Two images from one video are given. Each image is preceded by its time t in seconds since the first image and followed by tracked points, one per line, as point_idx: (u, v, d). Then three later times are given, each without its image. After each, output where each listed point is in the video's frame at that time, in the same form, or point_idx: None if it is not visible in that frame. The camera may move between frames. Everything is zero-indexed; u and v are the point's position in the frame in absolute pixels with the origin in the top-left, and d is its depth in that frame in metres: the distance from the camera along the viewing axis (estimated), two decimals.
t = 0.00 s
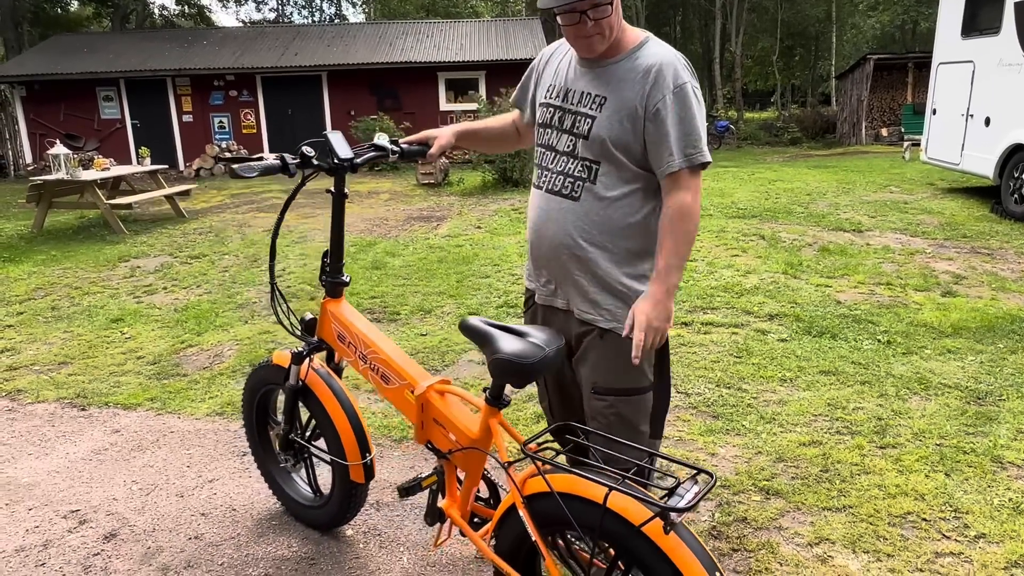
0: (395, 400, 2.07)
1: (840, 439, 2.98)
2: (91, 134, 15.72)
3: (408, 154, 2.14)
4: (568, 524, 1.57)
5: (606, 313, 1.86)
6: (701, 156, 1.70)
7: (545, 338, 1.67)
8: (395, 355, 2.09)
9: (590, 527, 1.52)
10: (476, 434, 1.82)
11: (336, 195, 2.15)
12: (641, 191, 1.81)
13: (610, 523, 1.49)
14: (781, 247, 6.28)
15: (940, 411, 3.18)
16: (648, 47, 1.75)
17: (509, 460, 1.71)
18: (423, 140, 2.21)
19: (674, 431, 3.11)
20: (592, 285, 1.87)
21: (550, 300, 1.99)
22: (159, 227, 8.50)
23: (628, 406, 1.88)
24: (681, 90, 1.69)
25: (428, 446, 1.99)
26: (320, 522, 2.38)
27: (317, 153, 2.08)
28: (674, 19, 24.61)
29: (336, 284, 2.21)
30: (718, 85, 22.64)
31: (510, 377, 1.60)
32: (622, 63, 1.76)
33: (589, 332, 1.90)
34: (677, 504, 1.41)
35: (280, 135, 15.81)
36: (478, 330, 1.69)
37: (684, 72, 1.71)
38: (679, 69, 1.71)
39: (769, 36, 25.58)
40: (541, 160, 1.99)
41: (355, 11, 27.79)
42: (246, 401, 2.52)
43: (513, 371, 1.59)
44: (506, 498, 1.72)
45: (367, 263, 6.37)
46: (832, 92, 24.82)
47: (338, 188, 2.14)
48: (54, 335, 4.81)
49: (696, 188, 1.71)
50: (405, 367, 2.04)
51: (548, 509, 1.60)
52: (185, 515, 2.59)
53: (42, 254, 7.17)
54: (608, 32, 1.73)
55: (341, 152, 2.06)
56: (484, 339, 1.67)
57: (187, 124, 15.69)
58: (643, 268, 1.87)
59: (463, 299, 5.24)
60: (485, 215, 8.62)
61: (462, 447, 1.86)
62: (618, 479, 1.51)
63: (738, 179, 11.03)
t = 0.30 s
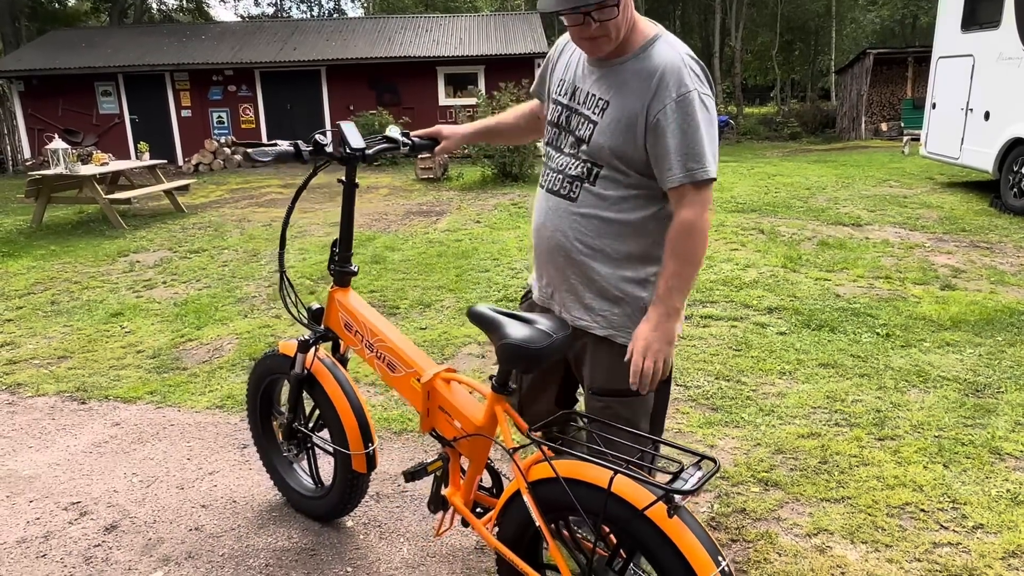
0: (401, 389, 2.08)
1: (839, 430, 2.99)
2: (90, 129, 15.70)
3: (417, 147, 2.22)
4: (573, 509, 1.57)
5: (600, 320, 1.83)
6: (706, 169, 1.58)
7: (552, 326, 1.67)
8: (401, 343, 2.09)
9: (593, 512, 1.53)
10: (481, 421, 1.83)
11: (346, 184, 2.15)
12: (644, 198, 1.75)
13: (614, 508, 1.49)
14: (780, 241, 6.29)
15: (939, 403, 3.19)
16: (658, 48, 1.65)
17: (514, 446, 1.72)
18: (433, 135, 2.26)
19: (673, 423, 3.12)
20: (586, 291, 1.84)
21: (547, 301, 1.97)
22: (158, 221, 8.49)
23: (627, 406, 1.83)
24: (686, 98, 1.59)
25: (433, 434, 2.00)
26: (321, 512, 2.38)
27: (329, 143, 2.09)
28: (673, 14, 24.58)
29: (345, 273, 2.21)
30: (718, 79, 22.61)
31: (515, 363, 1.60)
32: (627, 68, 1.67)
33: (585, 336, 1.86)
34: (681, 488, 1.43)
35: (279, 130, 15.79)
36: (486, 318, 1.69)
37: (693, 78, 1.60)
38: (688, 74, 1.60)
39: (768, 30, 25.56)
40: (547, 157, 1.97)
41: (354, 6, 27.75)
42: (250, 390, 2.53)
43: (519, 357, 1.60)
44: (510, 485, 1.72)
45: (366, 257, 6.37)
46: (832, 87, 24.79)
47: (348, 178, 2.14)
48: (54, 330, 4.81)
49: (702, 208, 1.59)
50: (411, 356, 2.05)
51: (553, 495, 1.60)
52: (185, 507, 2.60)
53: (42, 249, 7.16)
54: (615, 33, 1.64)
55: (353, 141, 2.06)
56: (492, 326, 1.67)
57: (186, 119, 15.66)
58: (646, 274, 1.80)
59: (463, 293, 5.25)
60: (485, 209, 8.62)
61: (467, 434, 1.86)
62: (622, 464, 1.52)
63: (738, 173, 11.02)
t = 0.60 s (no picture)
0: (402, 381, 2.09)
1: (834, 424, 3.02)
2: (87, 124, 15.66)
3: (420, 142, 2.22)
4: (572, 499, 1.59)
5: (600, 320, 1.84)
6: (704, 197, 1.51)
7: (553, 316, 1.67)
8: (402, 336, 2.10)
9: (592, 502, 1.55)
10: (481, 413, 1.84)
11: (350, 178, 2.15)
12: (641, 210, 1.73)
13: (613, 498, 1.51)
14: (777, 236, 6.30)
15: (934, 396, 3.21)
16: (648, 69, 1.57)
17: (514, 437, 1.73)
18: (435, 131, 2.27)
19: (670, 417, 3.14)
20: (586, 292, 1.85)
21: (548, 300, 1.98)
22: (156, 217, 8.49)
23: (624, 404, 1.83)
24: (678, 125, 1.52)
25: (433, 426, 2.02)
26: (320, 504, 2.40)
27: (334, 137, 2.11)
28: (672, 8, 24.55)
29: (347, 267, 2.23)
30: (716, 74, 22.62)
31: (520, 353, 1.61)
32: (618, 87, 1.61)
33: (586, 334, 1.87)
34: (679, 477, 1.44)
35: (276, 125, 15.76)
36: (487, 310, 1.72)
37: (685, 102, 1.53)
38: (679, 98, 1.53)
39: (767, 25, 25.54)
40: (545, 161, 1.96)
41: None
42: (251, 384, 2.54)
43: (519, 349, 1.61)
44: (510, 475, 1.74)
45: (364, 252, 6.37)
46: (830, 82, 24.79)
47: (352, 173, 2.15)
48: (52, 325, 4.82)
49: (695, 232, 1.52)
50: (412, 348, 2.06)
51: (552, 485, 1.62)
52: (185, 500, 2.61)
53: (39, 244, 7.16)
54: (603, 56, 1.55)
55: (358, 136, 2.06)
56: (495, 319, 1.68)
57: (183, 114, 15.63)
58: (645, 276, 1.80)
59: (461, 288, 5.26)
60: (483, 204, 8.62)
61: (467, 426, 1.88)
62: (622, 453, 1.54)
63: (735, 169, 11.04)
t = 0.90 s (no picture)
0: (397, 375, 2.10)
1: (830, 417, 3.03)
2: (82, 119, 15.59)
3: (413, 136, 2.24)
4: (567, 492, 1.60)
5: (609, 318, 1.84)
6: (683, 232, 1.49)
7: (547, 310, 1.69)
8: (397, 329, 2.10)
9: (587, 494, 1.55)
10: (476, 406, 1.85)
11: (344, 172, 2.16)
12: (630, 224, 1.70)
13: (608, 491, 1.51)
14: (774, 231, 6.32)
15: (929, 390, 3.23)
16: (616, 106, 1.50)
17: (509, 430, 1.74)
18: (429, 125, 2.29)
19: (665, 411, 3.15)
20: (601, 292, 1.84)
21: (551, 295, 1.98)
22: (151, 212, 8.46)
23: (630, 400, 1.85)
24: (650, 166, 1.46)
25: (429, 420, 2.02)
26: (316, 498, 2.40)
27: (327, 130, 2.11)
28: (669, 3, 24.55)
29: (342, 261, 2.23)
30: (713, 68, 22.61)
31: (513, 348, 1.62)
32: (589, 124, 1.55)
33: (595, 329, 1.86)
34: (674, 469, 1.45)
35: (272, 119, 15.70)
36: (481, 304, 1.71)
37: (657, 140, 1.46)
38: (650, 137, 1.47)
39: (764, 19, 25.53)
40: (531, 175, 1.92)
41: None
42: (246, 377, 2.54)
43: (514, 343, 1.61)
44: (505, 469, 1.74)
45: (360, 247, 6.36)
46: (826, 77, 24.81)
47: (346, 166, 2.15)
48: (48, 320, 4.81)
49: (675, 265, 1.51)
50: (407, 342, 2.07)
51: (547, 477, 1.62)
52: (182, 495, 2.61)
53: (34, 239, 7.13)
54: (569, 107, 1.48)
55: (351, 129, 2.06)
56: (487, 312, 1.69)
57: (178, 108, 15.57)
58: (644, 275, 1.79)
59: (457, 282, 5.26)
60: (479, 199, 8.62)
61: (462, 419, 1.88)
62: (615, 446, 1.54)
63: (731, 163, 11.04)
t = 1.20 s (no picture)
0: (388, 370, 2.10)
1: (823, 410, 3.04)
2: (75, 112, 15.51)
3: (400, 130, 2.23)
4: (557, 486, 1.61)
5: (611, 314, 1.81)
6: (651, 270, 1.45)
7: (537, 307, 1.69)
8: (388, 325, 2.11)
9: (576, 489, 1.56)
10: (467, 401, 1.85)
11: (331, 166, 2.15)
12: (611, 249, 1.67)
13: (597, 486, 1.52)
14: (769, 225, 6.33)
15: (922, 383, 3.25)
16: (593, 135, 1.46)
17: (500, 426, 1.74)
18: (416, 118, 2.28)
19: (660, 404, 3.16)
20: (604, 288, 1.80)
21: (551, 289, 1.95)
22: (146, 206, 8.43)
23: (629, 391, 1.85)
24: (621, 201, 1.42)
25: (421, 414, 2.03)
26: (311, 491, 2.41)
27: (313, 125, 2.11)
28: None
29: (331, 256, 2.23)
30: (709, 62, 22.59)
31: (502, 344, 1.62)
32: (563, 155, 1.52)
33: (594, 324, 1.84)
34: (662, 465, 1.46)
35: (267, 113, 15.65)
36: (471, 300, 1.72)
37: (628, 173, 1.42)
38: (621, 170, 1.42)
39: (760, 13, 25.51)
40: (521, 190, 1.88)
41: None
42: (237, 373, 2.54)
43: (504, 340, 1.62)
44: (496, 463, 1.75)
45: (356, 242, 6.36)
46: (822, 71, 24.83)
47: (332, 160, 2.14)
48: (43, 314, 4.80)
49: (644, 303, 1.47)
50: (398, 337, 2.07)
51: (537, 472, 1.63)
52: (177, 488, 2.62)
53: (28, 234, 7.10)
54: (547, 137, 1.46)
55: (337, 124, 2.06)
56: (477, 309, 1.69)
57: (173, 102, 15.50)
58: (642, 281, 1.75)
59: (453, 277, 5.26)
60: (475, 193, 8.61)
61: (453, 414, 1.89)
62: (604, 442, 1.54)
63: (727, 157, 11.05)
